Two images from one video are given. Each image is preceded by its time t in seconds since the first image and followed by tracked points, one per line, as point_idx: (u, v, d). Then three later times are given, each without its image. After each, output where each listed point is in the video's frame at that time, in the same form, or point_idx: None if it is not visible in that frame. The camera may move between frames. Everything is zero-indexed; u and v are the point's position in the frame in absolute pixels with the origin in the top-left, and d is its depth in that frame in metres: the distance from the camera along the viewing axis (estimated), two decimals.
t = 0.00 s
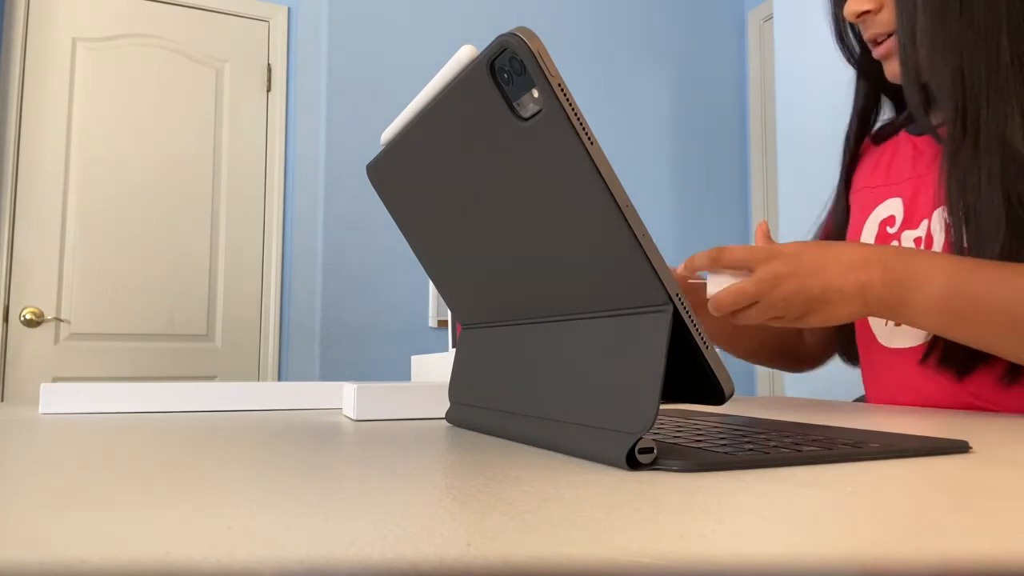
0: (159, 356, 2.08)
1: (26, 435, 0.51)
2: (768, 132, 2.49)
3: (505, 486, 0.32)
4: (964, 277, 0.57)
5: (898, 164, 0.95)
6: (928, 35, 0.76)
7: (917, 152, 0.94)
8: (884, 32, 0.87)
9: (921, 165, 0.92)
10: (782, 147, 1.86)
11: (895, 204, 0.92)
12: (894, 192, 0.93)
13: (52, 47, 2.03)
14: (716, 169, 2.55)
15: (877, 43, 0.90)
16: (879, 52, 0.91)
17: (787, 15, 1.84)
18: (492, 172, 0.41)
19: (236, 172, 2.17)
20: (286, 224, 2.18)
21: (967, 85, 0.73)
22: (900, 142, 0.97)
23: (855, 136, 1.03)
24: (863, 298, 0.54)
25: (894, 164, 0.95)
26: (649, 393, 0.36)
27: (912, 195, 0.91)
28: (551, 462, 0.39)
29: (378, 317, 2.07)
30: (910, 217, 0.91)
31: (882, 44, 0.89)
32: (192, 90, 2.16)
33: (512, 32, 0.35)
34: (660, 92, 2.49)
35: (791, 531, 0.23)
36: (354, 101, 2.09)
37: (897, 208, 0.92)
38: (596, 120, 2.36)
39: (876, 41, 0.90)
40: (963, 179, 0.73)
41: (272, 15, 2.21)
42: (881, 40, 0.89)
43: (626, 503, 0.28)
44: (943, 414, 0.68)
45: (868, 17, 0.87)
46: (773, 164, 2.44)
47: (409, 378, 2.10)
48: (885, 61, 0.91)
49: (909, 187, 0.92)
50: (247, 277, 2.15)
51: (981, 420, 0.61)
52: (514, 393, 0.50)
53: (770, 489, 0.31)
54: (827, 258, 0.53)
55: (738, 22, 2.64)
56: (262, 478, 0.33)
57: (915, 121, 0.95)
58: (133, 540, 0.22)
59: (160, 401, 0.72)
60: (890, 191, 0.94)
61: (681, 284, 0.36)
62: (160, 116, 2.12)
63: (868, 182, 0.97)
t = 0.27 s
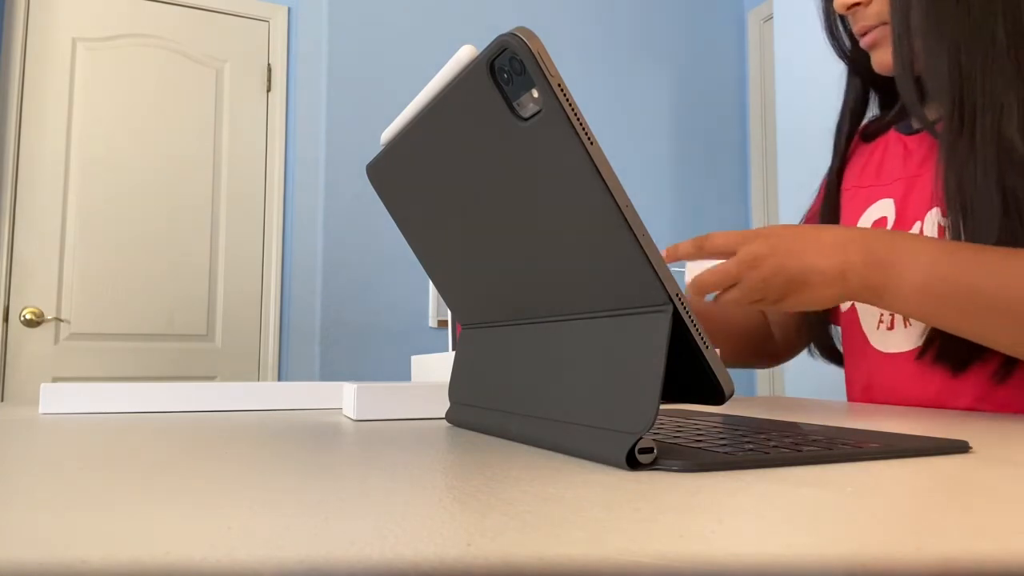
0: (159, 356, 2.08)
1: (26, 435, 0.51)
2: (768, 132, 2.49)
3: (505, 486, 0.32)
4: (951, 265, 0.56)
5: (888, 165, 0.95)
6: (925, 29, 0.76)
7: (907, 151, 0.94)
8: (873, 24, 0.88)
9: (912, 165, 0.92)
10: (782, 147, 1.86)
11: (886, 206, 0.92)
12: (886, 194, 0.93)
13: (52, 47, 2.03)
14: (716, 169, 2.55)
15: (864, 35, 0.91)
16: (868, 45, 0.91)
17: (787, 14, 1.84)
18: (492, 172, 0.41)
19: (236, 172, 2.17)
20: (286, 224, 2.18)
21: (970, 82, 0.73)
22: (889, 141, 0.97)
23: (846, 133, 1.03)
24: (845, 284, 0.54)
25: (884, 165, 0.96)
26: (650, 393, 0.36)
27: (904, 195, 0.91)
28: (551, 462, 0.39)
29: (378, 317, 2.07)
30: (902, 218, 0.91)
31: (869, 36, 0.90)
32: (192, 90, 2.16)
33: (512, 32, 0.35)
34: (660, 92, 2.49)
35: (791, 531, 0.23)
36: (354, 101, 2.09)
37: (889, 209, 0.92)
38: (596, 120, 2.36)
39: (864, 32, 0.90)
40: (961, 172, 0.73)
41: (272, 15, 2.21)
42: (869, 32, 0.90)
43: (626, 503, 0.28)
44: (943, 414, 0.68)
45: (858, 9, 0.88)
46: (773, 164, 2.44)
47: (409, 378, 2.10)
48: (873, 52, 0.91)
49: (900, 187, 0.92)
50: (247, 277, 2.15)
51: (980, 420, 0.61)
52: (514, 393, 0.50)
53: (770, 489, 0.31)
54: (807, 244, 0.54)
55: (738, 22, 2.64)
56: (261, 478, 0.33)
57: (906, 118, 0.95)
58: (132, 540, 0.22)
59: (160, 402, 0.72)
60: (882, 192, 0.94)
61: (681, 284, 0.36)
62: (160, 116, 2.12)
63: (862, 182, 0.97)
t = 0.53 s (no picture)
0: (160, 356, 2.08)
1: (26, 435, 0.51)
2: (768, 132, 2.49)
3: (505, 486, 0.32)
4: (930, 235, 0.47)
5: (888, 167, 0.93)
6: (903, 25, 0.76)
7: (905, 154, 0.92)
8: (873, 26, 0.88)
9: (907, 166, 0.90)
10: (782, 148, 1.86)
11: (881, 207, 0.90)
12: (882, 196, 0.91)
13: (52, 48, 2.03)
14: (716, 169, 2.55)
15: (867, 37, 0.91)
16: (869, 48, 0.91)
17: (787, 14, 1.85)
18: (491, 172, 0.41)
19: (236, 172, 2.17)
20: (286, 224, 2.18)
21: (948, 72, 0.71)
22: (892, 144, 0.95)
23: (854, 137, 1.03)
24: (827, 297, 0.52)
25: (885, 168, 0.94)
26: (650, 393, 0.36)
27: (898, 197, 0.89)
28: (551, 462, 0.39)
29: (378, 318, 2.07)
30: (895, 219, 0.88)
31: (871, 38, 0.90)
32: (192, 90, 2.16)
33: (511, 32, 0.35)
34: (660, 92, 2.49)
35: (792, 531, 0.23)
36: (354, 101, 2.09)
37: (884, 211, 0.90)
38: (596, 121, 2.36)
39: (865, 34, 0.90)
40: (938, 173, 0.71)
41: (272, 15, 2.21)
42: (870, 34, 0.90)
43: (626, 503, 0.28)
44: (943, 414, 0.68)
45: (858, 11, 0.88)
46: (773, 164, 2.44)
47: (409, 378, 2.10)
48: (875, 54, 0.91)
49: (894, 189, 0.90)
50: (247, 277, 2.15)
51: (981, 420, 0.61)
52: (514, 393, 0.50)
53: (772, 489, 0.31)
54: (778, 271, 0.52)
55: (737, 22, 2.64)
56: (261, 478, 0.33)
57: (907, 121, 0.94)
58: (131, 540, 0.22)
59: (160, 402, 0.72)
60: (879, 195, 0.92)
61: (681, 283, 0.36)
62: (160, 116, 2.12)
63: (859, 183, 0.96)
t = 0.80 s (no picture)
0: (160, 356, 2.08)
1: (26, 435, 0.51)
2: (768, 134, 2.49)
3: (505, 486, 0.32)
4: (878, 243, 0.53)
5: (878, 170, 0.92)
6: (883, 34, 0.83)
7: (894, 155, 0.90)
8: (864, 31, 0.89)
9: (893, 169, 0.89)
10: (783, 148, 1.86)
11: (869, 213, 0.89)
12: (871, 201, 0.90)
13: (52, 48, 2.03)
14: (716, 169, 2.55)
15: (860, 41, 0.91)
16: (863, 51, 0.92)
17: (787, 14, 1.85)
18: (491, 172, 0.41)
19: (237, 172, 2.17)
20: (286, 224, 2.18)
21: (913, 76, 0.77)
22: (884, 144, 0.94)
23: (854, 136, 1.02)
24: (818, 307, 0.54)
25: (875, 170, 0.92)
26: (649, 393, 0.36)
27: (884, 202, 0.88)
28: (551, 462, 0.39)
29: (378, 318, 2.07)
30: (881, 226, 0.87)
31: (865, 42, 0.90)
32: (193, 90, 2.16)
33: (511, 32, 0.35)
34: (660, 92, 2.49)
35: (793, 531, 0.23)
36: (354, 100, 2.09)
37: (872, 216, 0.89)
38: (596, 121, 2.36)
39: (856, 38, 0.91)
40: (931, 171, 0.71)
41: (272, 15, 2.21)
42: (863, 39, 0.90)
43: (627, 503, 0.28)
44: (943, 415, 0.68)
45: (849, 16, 0.89)
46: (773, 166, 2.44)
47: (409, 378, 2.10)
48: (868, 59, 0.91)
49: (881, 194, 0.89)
50: (247, 277, 2.15)
51: (980, 420, 0.61)
52: (514, 393, 0.50)
53: (772, 489, 0.31)
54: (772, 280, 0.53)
55: (737, 22, 2.64)
56: (261, 478, 0.33)
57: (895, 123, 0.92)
58: (131, 541, 0.22)
59: (160, 402, 0.72)
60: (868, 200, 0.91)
61: (680, 283, 0.36)
62: (160, 117, 2.12)
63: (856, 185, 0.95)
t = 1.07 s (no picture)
0: (160, 356, 2.08)
1: (26, 435, 0.51)
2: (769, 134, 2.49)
3: (505, 486, 0.32)
4: (896, 255, 0.54)
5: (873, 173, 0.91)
6: (869, 36, 0.81)
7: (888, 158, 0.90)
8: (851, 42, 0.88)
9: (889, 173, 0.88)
10: (783, 148, 1.86)
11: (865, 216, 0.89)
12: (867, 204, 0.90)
13: (52, 48, 2.03)
14: (716, 169, 2.55)
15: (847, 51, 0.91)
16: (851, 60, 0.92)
17: (787, 14, 1.85)
18: (491, 172, 0.41)
19: (237, 172, 2.17)
20: (286, 224, 2.18)
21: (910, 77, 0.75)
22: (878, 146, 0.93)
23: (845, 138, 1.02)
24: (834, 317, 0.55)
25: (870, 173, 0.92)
26: (650, 393, 0.36)
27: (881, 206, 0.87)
28: (551, 463, 0.39)
29: (378, 318, 2.07)
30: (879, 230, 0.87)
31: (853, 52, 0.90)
32: (193, 90, 2.16)
33: (512, 32, 0.35)
34: (660, 93, 2.49)
35: (793, 531, 0.23)
36: (354, 100, 2.09)
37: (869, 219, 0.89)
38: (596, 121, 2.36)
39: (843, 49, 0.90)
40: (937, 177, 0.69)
41: (272, 15, 2.21)
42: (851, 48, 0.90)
43: (627, 503, 0.28)
44: (943, 415, 0.68)
45: (835, 28, 0.88)
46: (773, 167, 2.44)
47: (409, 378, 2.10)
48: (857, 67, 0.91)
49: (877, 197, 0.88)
50: (247, 277, 2.15)
51: (980, 421, 0.61)
52: (514, 394, 0.50)
53: (772, 489, 0.31)
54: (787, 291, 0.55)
55: (737, 22, 2.64)
56: (260, 478, 0.33)
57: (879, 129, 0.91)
58: (130, 541, 0.22)
59: (159, 402, 0.72)
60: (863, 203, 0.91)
61: (680, 283, 0.36)
62: (160, 117, 2.12)
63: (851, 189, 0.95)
